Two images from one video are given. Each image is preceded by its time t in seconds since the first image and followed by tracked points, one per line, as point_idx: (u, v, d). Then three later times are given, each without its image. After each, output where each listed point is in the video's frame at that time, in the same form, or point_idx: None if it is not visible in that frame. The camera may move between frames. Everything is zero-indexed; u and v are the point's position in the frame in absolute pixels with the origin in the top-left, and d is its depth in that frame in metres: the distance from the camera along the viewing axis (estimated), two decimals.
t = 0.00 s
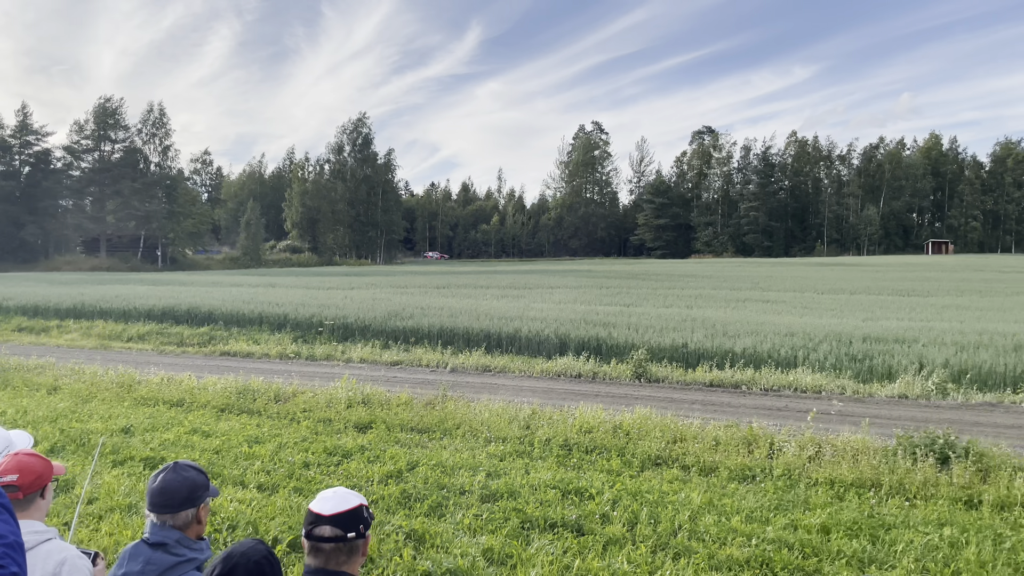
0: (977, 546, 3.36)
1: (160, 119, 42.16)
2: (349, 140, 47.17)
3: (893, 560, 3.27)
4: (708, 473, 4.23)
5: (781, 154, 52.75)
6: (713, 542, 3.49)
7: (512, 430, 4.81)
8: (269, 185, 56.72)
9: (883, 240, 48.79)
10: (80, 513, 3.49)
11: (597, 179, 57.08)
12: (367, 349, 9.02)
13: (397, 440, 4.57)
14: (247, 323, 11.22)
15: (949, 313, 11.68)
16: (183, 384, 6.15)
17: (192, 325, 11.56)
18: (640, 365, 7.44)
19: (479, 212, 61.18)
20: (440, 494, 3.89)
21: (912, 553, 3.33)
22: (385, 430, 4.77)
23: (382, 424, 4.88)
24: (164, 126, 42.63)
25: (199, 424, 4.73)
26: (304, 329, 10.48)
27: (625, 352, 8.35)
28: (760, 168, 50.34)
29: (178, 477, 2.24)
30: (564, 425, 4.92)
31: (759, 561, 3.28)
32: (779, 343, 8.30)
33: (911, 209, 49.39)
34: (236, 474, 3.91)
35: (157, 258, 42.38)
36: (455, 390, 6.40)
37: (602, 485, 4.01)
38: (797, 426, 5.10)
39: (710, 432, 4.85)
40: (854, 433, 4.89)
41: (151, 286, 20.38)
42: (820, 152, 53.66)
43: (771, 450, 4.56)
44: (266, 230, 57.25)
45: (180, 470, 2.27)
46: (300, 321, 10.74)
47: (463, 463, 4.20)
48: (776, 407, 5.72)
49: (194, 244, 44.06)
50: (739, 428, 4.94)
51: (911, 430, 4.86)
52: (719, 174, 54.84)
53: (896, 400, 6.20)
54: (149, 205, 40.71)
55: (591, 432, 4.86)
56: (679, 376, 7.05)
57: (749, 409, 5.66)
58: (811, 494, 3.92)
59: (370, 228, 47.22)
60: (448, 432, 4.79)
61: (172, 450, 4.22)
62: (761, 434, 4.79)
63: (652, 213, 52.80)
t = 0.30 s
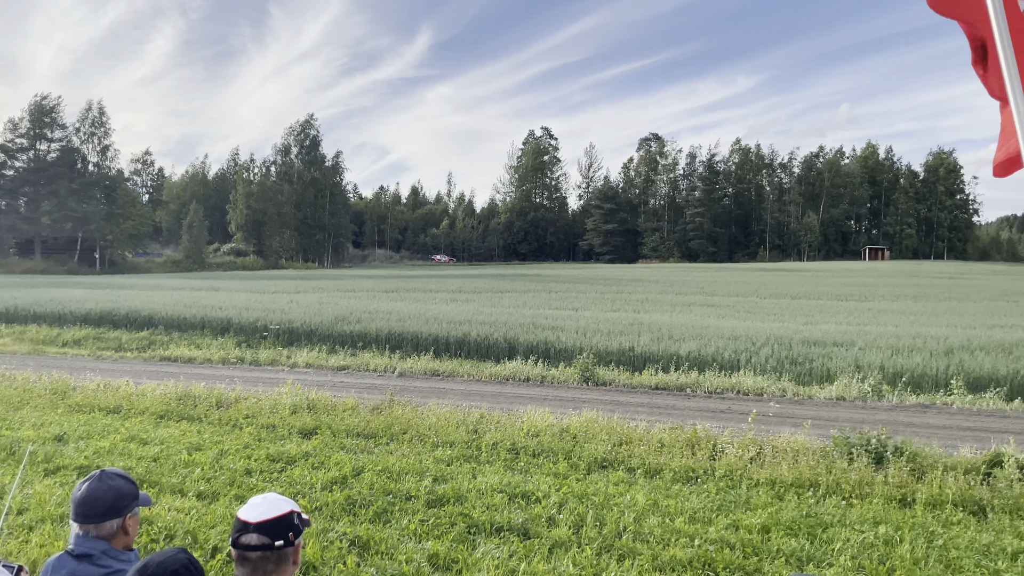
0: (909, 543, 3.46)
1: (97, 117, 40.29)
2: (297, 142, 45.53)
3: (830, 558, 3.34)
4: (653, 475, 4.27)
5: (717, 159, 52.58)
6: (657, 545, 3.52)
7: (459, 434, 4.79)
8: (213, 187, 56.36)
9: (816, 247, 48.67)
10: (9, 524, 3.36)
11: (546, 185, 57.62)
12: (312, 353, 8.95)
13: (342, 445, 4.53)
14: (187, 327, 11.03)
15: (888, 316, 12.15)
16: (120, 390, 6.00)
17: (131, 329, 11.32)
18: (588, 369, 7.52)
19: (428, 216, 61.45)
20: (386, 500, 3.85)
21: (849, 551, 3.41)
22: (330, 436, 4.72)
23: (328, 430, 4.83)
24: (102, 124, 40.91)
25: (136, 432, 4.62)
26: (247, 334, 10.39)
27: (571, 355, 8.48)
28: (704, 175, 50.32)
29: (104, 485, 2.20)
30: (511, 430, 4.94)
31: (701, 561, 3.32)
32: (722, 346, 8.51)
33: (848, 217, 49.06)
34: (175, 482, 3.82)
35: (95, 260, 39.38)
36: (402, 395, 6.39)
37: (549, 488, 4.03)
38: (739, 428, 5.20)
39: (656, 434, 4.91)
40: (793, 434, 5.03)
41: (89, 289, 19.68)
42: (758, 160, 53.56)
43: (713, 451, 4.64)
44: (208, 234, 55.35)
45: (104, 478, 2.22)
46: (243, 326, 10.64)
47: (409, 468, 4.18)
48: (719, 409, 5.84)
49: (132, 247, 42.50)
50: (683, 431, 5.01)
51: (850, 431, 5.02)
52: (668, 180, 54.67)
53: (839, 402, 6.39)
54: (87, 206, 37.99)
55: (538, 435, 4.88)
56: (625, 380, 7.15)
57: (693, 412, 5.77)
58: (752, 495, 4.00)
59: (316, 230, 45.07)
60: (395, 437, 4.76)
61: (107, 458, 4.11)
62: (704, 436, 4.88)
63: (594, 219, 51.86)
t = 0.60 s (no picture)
0: (842, 545, 3.54)
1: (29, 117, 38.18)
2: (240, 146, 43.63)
3: (766, 560, 3.38)
4: (595, 480, 4.30)
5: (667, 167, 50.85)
6: (598, 550, 3.52)
7: (402, 442, 4.77)
8: (151, 190, 53.34)
9: (756, 256, 45.09)
10: None
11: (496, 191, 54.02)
12: (252, 361, 8.83)
13: (282, 455, 4.47)
14: (123, 335, 10.86)
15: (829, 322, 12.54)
16: (48, 400, 5.82)
17: (63, 337, 11.08)
18: (532, 376, 7.58)
19: (377, 223, 56.19)
20: (325, 510, 3.80)
21: (783, 553, 3.45)
22: (270, 445, 4.66)
23: (267, 439, 4.76)
24: (34, 124, 38.77)
25: (65, 443, 4.48)
26: (186, 342, 10.27)
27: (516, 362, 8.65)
28: (649, 183, 48.02)
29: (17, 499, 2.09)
30: (456, 437, 4.92)
31: (641, 565, 3.34)
32: (665, 352, 8.68)
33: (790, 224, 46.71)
34: (105, 494, 3.71)
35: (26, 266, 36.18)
36: (345, 404, 6.34)
37: (492, 495, 4.02)
38: (680, 433, 5.29)
39: (599, 440, 4.96)
40: (732, 438, 5.15)
41: (12, 296, 18.86)
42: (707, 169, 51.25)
43: (655, 456, 4.71)
44: (147, 237, 52.47)
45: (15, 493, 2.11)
46: (181, 334, 10.51)
47: (350, 477, 4.14)
48: (661, 415, 5.93)
49: (67, 251, 38.52)
50: (626, 437, 5.06)
51: (789, 436, 5.15)
52: (615, 187, 51.61)
53: (780, 406, 6.58)
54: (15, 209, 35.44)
55: (482, 442, 4.87)
56: (570, 387, 7.21)
57: (635, 417, 5.87)
58: (691, 499, 4.05)
59: (258, 236, 42.81)
60: (336, 445, 4.71)
61: (33, 470, 3.97)
62: (646, 441, 4.94)
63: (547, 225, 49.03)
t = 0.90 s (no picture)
0: (779, 550, 3.60)
1: None
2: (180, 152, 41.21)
3: (706, 566, 3.40)
4: (539, 489, 4.31)
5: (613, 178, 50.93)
6: (541, 560, 3.51)
7: (345, 454, 4.72)
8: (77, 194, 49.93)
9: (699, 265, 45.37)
10: None
11: (440, 198, 50.63)
12: (189, 372, 8.69)
13: (220, 468, 4.40)
14: (53, 345, 10.67)
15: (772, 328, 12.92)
16: None
17: None
18: (478, 385, 7.61)
19: (321, 230, 52.09)
20: (264, 524, 3.73)
21: (722, 559, 3.48)
22: (207, 458, 4.58)
23: (204, 451, 4.68)
24: None
25: None
26: (120, 351, 10.23)
27: (462, 372, 8.79)
28: (595, 195, 47.72)
29: None
30: (400, 447, 4.90)
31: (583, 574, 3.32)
32: (610, 361, 8.85)
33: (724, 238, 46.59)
34: (32, 511, 3.59)
35: None
36: (285, 414, 6.29)
37: (435, 506, 4.00)
38: (623, 441, 5.38)
39: (543, 449, 4.98)
40: (675, 445, 5.25)
41: None
42: (653, 183, 50.68)
43: (599, 464, 4.76)
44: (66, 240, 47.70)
45: None
46: (115, 342, 10.47)
47: (290, 490, 4.09)
48: (605, 423, 6.02)
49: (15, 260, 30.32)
50: (571, 445, 5.10)
51: (731, 444, 5.26)
52: (561, 197, 49.92)
53: (722, 413, 6.74)
54: None
55: (427, 453, 4.85)
56: (516, 396, 7.26)
57: (581, 425, 5.95)
58: (634, 507, 4.09)
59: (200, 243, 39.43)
60: (276, 458, 4.65)
61: None
62: (590, 449, 4.98)
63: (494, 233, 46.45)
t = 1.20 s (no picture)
0: (723, 557, 3.64)
1: None
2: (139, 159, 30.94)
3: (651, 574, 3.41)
4: (486, 500, 4.32)
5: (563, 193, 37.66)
6: (487, 572, 3.48)
7: (289, 467, 4.67)
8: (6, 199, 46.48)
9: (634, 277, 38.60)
10: None
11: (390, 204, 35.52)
12: (129, 383, 8.55)
13: (158, 482, 4.33)
14: None
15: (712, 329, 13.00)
16: None
17: None
18: (427, 395, 7.64)
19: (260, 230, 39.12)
20: (204, 539, 3.65)
21: (666, 568, 3.49)
22: (146, 472, 4.50)
23: (142, 466, 4.60)
24: None
25: None
26: (55, 363, 10.13)
27: (409, 381, 8.94)
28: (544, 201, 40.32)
29: None
30: (346, 458, 4.86)
31: None
32: (558, 370, 9.01)
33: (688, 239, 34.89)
34: None
35: None
36: (228, 427, 6.25)
37: (382, 519, 3.96)
38: (571, 451, 5.47)
39: (491, 459, 4.99)
40: (621, 455, 5.34)
41: None
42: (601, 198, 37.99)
43: (546, 474, 4.79)
44: None
45: None
46: (50, 354, 10.34)
47: (231, 505, 4.03)
48: (553, 432, 6.14)
49: None
50: (519, 454, 5.13)
51: (677, 452, 5.35)
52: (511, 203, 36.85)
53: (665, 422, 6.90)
54: None
55: (373, 464, 4.82)
56: (464, 406, 7.35)
57: (529, 436, 6.03)
58: (580, 516, 4.11)
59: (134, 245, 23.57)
60: (217, 471, 4.59)
61: None
62: (538, 459, 5.01)
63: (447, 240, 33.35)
